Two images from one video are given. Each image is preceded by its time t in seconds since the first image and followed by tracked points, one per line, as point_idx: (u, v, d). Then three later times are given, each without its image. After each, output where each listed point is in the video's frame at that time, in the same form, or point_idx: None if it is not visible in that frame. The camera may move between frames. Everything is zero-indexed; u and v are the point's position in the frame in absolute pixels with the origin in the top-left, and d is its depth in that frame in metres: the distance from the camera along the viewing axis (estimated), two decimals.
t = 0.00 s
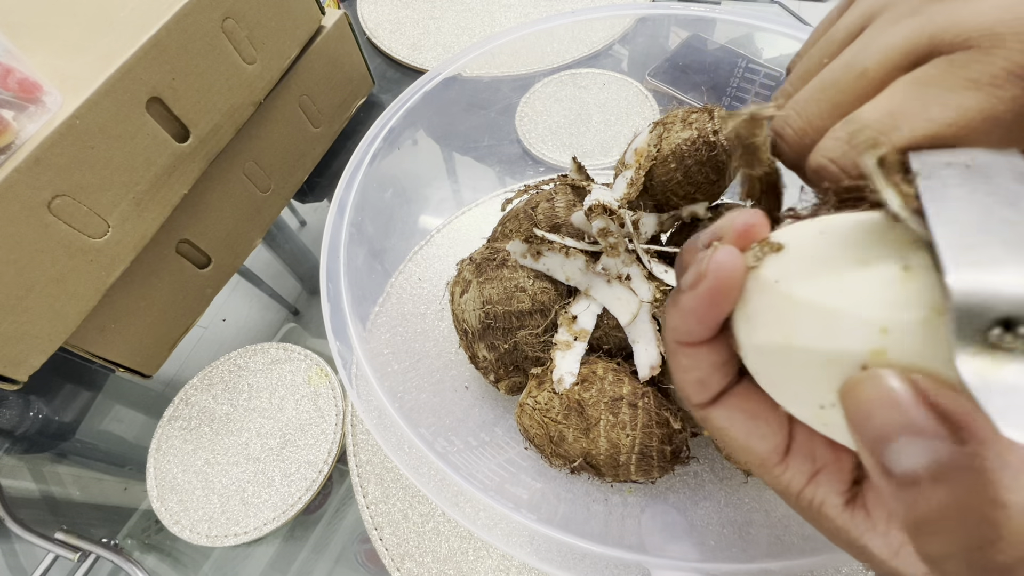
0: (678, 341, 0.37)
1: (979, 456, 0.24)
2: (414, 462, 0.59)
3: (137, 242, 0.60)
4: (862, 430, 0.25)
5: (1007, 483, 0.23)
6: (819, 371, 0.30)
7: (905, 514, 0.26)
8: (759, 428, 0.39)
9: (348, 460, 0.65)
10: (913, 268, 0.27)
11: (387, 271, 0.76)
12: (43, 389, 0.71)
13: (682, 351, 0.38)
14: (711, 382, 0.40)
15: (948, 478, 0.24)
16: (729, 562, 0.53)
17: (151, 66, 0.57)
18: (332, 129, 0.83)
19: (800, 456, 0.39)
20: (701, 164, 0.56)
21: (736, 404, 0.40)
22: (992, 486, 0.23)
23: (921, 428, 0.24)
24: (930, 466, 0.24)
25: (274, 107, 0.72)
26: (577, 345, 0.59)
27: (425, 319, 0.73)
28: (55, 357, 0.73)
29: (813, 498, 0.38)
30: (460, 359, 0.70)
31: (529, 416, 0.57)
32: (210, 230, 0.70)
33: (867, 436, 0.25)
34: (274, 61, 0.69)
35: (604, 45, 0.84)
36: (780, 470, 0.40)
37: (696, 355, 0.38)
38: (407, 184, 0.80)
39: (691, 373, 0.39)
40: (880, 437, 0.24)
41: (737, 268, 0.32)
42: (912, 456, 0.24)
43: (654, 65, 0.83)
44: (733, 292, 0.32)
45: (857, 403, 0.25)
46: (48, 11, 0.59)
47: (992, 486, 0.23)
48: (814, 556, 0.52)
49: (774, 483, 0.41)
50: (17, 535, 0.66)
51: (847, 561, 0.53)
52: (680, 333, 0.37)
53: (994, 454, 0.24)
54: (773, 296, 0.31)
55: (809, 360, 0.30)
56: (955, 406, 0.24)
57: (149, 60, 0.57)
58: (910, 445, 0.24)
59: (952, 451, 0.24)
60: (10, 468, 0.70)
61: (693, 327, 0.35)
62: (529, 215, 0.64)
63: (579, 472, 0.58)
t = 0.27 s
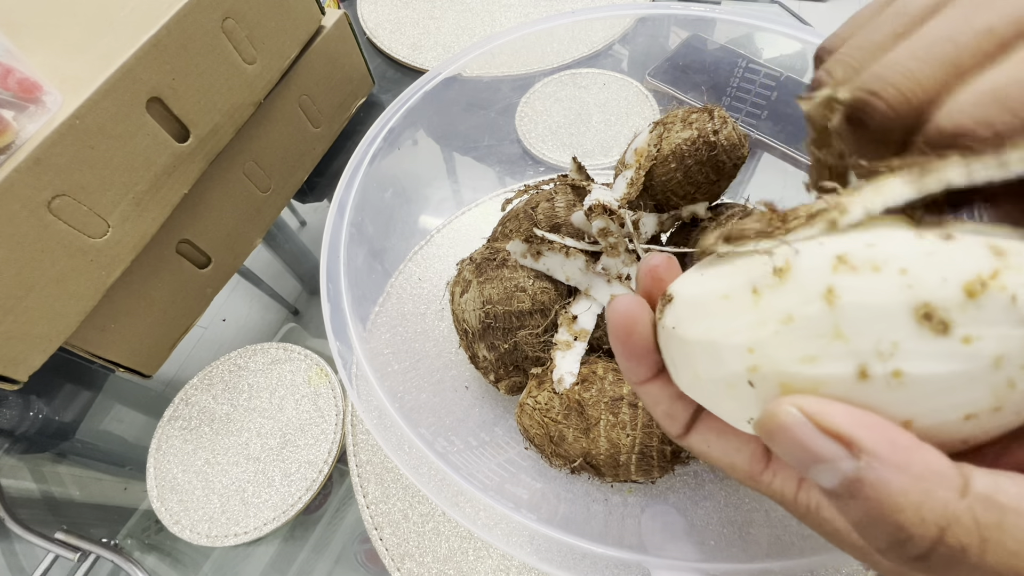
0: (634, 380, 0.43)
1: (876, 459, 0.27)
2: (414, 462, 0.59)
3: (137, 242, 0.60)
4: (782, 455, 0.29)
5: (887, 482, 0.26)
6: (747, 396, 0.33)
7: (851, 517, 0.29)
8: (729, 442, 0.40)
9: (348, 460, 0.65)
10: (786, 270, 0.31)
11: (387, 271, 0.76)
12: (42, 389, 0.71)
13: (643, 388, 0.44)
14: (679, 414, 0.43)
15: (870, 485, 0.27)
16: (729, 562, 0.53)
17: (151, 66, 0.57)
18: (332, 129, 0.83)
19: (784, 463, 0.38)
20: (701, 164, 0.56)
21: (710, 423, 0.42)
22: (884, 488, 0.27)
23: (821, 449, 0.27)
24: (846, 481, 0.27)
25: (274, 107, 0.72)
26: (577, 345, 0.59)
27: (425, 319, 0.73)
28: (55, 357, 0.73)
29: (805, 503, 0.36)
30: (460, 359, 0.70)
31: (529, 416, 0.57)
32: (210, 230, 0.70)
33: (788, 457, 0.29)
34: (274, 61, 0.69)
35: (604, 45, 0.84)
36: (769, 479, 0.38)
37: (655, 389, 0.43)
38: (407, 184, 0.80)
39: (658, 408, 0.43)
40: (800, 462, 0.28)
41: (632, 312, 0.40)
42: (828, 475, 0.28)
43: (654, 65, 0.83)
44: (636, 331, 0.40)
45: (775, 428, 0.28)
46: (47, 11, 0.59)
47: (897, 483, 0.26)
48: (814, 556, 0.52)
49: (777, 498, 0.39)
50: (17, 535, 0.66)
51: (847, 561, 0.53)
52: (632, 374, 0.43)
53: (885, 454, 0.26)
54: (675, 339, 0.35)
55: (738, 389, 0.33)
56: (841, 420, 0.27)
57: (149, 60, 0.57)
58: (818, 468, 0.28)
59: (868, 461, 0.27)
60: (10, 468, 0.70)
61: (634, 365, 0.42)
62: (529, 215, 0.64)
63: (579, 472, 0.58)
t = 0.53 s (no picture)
0: (654, 303, 0.41)
1: (869, 449, 0.27)
2: (414, 462, 0.59)
3: (137, 242, 0.60)
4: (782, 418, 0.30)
5: (865, 469, 0.27)
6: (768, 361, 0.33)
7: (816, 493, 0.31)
8: (729, 388, 0.40)
9: (348, 460, 0.65)
10: (865, 248, 0.32)
11: (387, 271, 0.76)
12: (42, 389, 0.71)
13: (658, 313, 0.41)
14: (688, 347, 0.41)
15: (850, 468, 0.28)
16: (730, 562, 0.53)
17: (151, 66, 0.57)
18: (332, 129, 0.83)
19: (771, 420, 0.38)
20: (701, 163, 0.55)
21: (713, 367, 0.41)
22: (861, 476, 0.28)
23: (819, 422, 0.28)
24: (829, 458, 0.28)
25: (274, 107, 0.72)
26: (577, 345, 0.59)
27: (425, 319, 0.73)
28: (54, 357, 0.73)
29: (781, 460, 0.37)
30: (460, 359, 0.70)
31: (529, 416, 0.57)
32: (210, 230, 0.70)
33: (785, 421, 0.30)
34: (274, 61, 0.69)
35: (604, 45, 0.84)
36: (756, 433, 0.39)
37: (669, 316, 0.41)
38: (407, 184, 0.80)
39: (668, 338, 0.42)
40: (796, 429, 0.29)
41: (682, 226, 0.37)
42: (814, 448, 0.29)
43: (654, 65, 0.83)
44: (679, 247, 0.37)
45: (784, 392, 0.29)
46: (47, 11, 0.59)
47: (878, 471, 0.27)
48: (814, 556, 0.52)
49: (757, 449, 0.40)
50: (17, 535, 0.66)
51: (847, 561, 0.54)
52: (654, 296, 0.40)
53: (876, 444, 0.27)
54: (714, 283, 0.35)
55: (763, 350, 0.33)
56: (858, 408, 0.28)
57: (149, 61, 0.57)
58: (807, 438, 0.29)
59: (860, 446, 0.28)
60: (10, 468, 0.70)
61: (660, 286, 0.40)
62: (529, 215, 0.64)
63: (579, 472, 0.58)
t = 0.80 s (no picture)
0: (653, 313, 0.39)
1: (866, 437, 0.28)
2: (413, 462, 0.59)
3: (137, 242, 0.60)
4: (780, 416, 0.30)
5: (865, 453, 0.28)
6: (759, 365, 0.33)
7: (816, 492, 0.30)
8: (725, 388, 0.38)
9: (348, 461, 0.65)
10: (853, 262, 0.30)
11: (387, 271, 0.76)
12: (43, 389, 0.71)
13: (655, 323, 0.39)
14: (687, 353, 0.39)
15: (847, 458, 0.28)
16: (730, 562, 0.53)
17: (151, 67, 0.57)
18: (332, 129, 0.83)
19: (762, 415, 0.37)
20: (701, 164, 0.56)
21: (706, 368, 0.39)
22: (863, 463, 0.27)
23: (816, 414, 0.29)
24: (825, 449, 0.28)
25: (274, 107, 0.72)
26: (576, 345, 0.59)
27: (425, 319, 0.73)
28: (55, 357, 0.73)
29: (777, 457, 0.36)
30: (460, 359, 0.70)
31: (529, 416, 0.57)
32: (210, 230, 0.70)
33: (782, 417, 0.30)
34: (274, 61, 0.69)
35: (604, 45, 0.84)
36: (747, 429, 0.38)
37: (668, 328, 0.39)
38: (407, 184, 0.80)
39: (664, 345, 0.39)
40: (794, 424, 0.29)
41: (695, 243, 0.36)
42: (810, 442, 0.29)
43: (654, 65, 0.83)
44: (689, 265, 0.36)
45: (778, 393, 0.31)
46: (47, 11, 0.60)
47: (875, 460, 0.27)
48: (815, 556, 0.52)
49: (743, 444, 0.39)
50: (17, 535, 0.66)
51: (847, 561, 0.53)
52: (653, 308, 0.38)
53: (869, 426, 0.28)
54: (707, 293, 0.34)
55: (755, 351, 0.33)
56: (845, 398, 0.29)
57: (149, 60, 0.57)
58: (804, 432, 0.29)
59: (855, 432, 0.28)
60: (10, 467, 0.70)
61: (664, 301, 0.37)
62: (529, 215, 0.64)
63: (579, 472, 0.58)
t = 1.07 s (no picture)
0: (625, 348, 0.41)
1: (811, 409, 0.28)
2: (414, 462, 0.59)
3: (137, 242, 0.60)
4: (734, 410, 0.30)
5: (825, 422, 0.27)
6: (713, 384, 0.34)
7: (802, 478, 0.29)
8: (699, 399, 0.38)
9: (348, 461, 0.65)
10: (747, 272, 0.32)
11: (387, 271, 0.76)
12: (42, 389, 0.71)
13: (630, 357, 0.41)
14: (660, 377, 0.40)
15: (803, 438, 0.27)
16: (730, 562, 0.53)
17: (151, 66, 0.57)
18: (332, 129, 0.83)
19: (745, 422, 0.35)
20: (701, 164, 0.57)
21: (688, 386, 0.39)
22: (821, 435, 0.27)
23: (761, 400, 0.29)
24: (789, 434, 0.28)
25: (274, 107, 0.72)
26: (577, 345, 0.59)
27: (425, 319, 0.73)
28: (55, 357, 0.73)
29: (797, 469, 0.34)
30: (460, 359, 0.70)
31: (529, 417, 0.57)
32: (211, 230, 0.70)
33: (742, 416, 0.30)
34: (274, 61, 0.69)
35: (604, 45, 0.84)
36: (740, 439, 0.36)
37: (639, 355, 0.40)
38: (407, 184, 0.80)
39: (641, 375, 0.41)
40: (750, 416, 0.29)
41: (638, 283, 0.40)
42: (772, 431, 0.29)
43: (654, 65, 0.83)
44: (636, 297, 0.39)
45: (732, 400, 0.30)
46: (47, 11, 0.59)
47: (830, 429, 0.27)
48: (816, 556, 0.52)
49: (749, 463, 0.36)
50: (17, 535, 0.66)
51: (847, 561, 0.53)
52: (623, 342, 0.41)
53: (813, 402, 0.28)
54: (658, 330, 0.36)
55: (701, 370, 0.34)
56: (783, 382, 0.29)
57: (149, 60, 0.57)
58: (766, 424, 0.29)
59: (808, 408, 0.28)
60: (10, 468, 0.70)
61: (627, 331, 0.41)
62: (529, 215, 0.64)
63: (579, 472, 0.58)
